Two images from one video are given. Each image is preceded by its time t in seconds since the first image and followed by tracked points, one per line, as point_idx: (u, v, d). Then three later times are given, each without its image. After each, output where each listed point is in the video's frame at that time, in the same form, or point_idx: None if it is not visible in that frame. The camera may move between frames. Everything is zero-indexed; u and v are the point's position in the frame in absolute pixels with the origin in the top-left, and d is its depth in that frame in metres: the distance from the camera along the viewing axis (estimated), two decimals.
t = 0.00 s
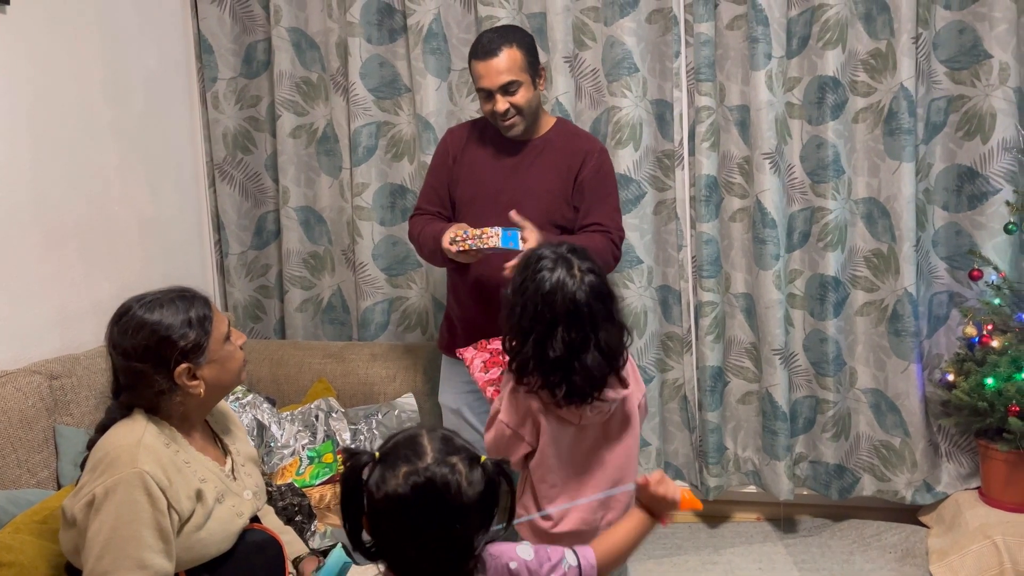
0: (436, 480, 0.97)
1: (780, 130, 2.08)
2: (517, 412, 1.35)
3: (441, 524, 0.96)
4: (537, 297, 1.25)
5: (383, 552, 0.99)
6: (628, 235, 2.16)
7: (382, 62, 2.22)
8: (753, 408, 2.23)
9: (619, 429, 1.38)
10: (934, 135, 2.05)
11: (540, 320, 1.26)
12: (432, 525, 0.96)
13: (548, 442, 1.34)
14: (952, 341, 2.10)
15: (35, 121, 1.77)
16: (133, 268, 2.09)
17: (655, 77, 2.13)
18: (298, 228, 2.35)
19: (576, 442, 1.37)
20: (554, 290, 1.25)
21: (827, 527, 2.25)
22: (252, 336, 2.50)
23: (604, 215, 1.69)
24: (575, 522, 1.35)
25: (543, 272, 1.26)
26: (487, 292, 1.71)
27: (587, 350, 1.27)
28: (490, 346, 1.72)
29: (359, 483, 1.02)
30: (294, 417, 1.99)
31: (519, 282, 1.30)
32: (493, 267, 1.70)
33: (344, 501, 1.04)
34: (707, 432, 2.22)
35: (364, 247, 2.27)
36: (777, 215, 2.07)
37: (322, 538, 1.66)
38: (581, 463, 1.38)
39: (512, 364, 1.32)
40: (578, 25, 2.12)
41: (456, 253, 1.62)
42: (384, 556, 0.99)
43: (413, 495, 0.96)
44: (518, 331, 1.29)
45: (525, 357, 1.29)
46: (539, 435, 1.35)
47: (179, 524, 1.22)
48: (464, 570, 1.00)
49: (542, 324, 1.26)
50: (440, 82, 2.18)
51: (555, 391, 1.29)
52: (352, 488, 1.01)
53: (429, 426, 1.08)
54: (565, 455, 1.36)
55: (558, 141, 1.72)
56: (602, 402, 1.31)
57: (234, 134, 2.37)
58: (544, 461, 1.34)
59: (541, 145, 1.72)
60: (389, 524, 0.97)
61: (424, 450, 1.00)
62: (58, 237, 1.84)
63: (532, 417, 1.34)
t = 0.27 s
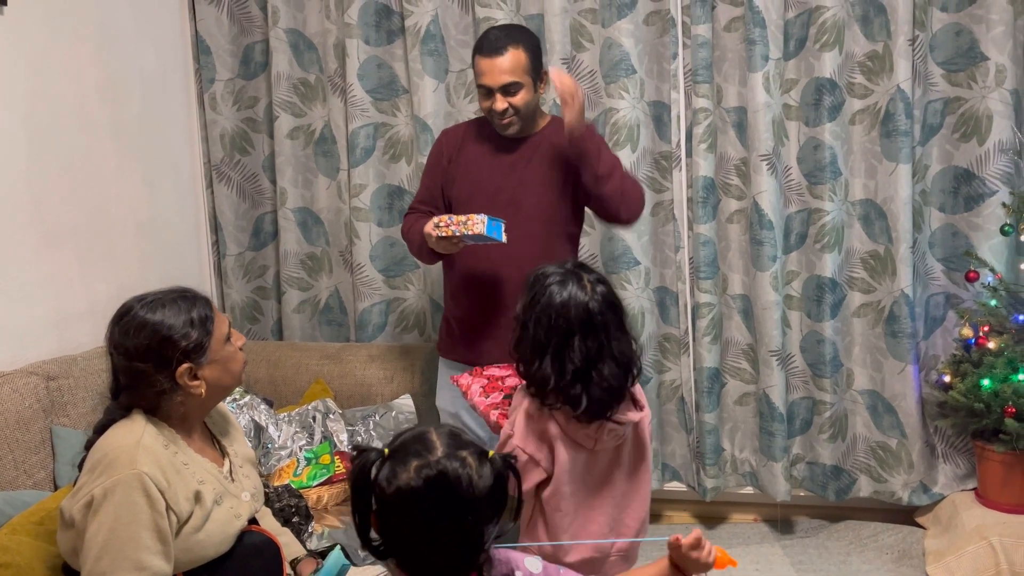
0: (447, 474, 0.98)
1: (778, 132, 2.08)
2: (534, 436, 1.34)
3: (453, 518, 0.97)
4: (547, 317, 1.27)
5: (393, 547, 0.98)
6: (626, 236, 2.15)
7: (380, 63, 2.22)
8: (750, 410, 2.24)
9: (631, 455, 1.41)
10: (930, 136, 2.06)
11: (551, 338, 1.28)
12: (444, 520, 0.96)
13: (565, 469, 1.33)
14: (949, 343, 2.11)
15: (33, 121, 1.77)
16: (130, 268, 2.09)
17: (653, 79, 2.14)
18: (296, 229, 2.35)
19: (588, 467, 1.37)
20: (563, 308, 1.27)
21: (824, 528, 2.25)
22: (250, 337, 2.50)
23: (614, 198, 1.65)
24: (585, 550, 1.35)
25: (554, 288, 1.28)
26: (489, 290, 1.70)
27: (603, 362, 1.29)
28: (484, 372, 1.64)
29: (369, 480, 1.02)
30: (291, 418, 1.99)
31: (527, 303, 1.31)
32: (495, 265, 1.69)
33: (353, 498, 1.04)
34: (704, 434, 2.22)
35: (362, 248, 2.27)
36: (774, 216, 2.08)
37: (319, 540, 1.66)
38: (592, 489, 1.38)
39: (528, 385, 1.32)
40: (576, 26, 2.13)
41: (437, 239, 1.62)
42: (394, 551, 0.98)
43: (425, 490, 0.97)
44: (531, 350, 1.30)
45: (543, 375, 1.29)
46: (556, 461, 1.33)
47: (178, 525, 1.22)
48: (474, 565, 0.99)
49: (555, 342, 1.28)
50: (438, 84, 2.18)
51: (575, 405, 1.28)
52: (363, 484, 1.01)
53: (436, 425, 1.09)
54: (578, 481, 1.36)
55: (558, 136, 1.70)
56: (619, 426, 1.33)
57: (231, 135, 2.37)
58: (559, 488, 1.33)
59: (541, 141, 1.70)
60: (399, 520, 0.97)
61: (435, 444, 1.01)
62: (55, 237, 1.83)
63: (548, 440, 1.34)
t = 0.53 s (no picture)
0: (460, 470, 0.98)
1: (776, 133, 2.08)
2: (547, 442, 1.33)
3: (466, 514, 0.97)
4: (555, 318, 1.27)
5: (404, 540, 0.99)
6: (625, 237, 2.15)
7: (378, 64, 2.22)
8: (748, 411, 2.24)
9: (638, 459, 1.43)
10: (928, 138, 2.06)
11: (558, 340, 1.28)
12: (456, 516, 0.97)
13: (580, 475, 1.32)
14: (947, 344, 2.11)
15: (31, 122, 1.77)
16: (128, 269, 2.09)
17: (652, 80, 2.14)
18: (294, 230, 2.35)
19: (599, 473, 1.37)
20: (570, 308, 1.27)
21: (822, 529, 2.25)
22: (248, 338, 2.49)
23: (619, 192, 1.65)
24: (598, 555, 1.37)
25: (563, 288, 1.28)
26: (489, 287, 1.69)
27: (612, 363, 1.29)
28: (479, 373, 1.57)
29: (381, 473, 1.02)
30: (290, 419, 1.99)
31: (534, 306, 1.31)
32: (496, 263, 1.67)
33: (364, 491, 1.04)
34: (703, 435, 2.22)
35: (361, 249, 2.27)
36: (773, 218, 2.08)
37: (317, 541, 1.66)
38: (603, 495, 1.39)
39: (536, 389, 1.32)
40: (575, 27, 2.13)
41: (425, 222, 1.61)
42: (405, 543, 0.99)
43: (439, 485, 0.97)
44: (539, 352, 1.29)
45: (552, 376, 1.28)
46: (570, 468, 1.32)
47: (176, 527, 1.22)
48: (483, 560, 1.01)
49: (564, 343, 1.28)
50: (436, 85, 2.18)
51: (586, 407, 1.28)
52: (376, 477, 1.02)
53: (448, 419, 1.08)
54: (591, 488, 1.36)
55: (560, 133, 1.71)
56: (631, 430, 1.35)
57: (230, 136, 2.37)
58: (575, 496, 1.32)
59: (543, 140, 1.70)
60: (411, 515, 0.97)
61: (448, 440, 1.01)
62: (53, 237, 1.83)
63: (561, 447, 1.33)
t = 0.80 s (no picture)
0: (470, 464, 0.98)
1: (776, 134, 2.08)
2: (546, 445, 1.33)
3: (475, 509, 0.97)
4: (554, 321, 1.27)
5: (412, 534, 0.99)
6: (625, 238, 2.15)
7: (378, 65, 2.22)
8: (748, 412, 2.24)
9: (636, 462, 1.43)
10: (928, 139, 2.06)
11: (557, 343, 1.28)
12: (465, 512, 0.97)
13: (578, 478, 1.32)
14: (947, 345, 2.11)
15: (30, 122, 1.77)
16: (127, 269, 2.09)
17: (651, 81, 2.14)
18: (294, 230, 2.34)
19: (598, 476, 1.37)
20: (570, 310, 1.27)
21: (822, 531, 2.25)
22: (247, 339, 2.49)
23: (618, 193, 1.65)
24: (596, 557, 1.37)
25: (561, 289, 1.27)
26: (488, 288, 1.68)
27: (612, 363, 1.29)
28: (473, 372, 1.52)
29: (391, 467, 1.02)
30: (289, 420, 1.99)
31: (532, 309, 1.30)
32: (495, 264, 1.67)
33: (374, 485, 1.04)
34: (702, 436, 2.22)
35: (360, 250, 2.26)
36: (773, 218, 2.07)
37: (316, 542, 1.66)
38: (601, 498, 1.38)
39: (535, 391, 1.31)
40: (574, 28, 2.13)
41: (415, 220, 1.62)
42: (414, 537, 0.99)
43: (448, 480, 0.97)
44: (538, 355, 1.29)
45: (552, 377, 1.28)
46: (569, 470, 1.32)
47: (174, 529, 1.22)
48: (490, 554, 1.00)
49: (563, 345, 1.27)
50: (436, 85, 2.18)
51: (585, 407, 1.28)
52: (386, 472, 1.01)
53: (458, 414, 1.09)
54: (590, 490, 1.35)
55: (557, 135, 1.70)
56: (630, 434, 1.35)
57: (229, 137, 2.36)
58: (573, 497, 1.32)
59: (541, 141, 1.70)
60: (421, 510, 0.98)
61: (458, 435, 1.01)
62: (52, 239, 1.83)
63: (561, 449, 1.33)
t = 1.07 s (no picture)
0: (487, 460, 1.01)
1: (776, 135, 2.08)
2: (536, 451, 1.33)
3: (493, 504, 1.00)
4: (556, 305, 1.29)
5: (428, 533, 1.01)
6: (625, 239, 2.15)
7: (378, 66, 2.22)
8: (748, 413, 2.23)
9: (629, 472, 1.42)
10: (929, 140, 2.06)
11: (557, 326, 1.29)
12: (482, 507, 0.99)
13: (566, 486, 1.31)
14: (947, 346, 2.10)
15: (31, 123, 1.77)
16: (127, 270, 2.08)
17: (652, 82, 2.14)
18: (294, 231, 2.34)
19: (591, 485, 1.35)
20: (570, 293, 1.30)
21: (822, 532, 2.24)
22: (246, 340, 2.48)
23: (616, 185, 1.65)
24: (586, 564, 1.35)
25: (550, 282, 1.31)
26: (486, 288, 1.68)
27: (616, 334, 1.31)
28: (462, 369, 1.54)
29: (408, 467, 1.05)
30: (288, 420, 1.99)
31: (530, 302, 1.32)
32: (492, 265, 1.67)
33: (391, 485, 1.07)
34: (702, 437, 2.22)
35: (360, 251, 2.26)
36: (773, 219, 2.07)
37: (316, 544, 1.65)
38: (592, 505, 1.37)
39: (545, 376, 1.30)
40: (575, 29, 2.13)
41: (408, 221, 1.61)
42: (429, 535, 1.02)
43: (466, 476, 1.00)
44: (540, 344, 1.29)
45: (559, 357, 1.28)
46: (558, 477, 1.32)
47: (173, 530, 1.22)
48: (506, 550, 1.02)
49: (565, 328, 1.29)
50: (436, 86, 2.18)
51: (597, 377, 1.28)
52: (404, 471, 1.04)
53: (467, 413, 1.12)
54: (579, 498, 1.35)
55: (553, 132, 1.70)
56: (623, 447, 1.32)
57: (229, 137, 2.36)
58: (563, 502, 1.31)
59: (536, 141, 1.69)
60: (439, 506, 1.00)
61: (473, 433, 1.04)
62: (51, 240, 1.83)
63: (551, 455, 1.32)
